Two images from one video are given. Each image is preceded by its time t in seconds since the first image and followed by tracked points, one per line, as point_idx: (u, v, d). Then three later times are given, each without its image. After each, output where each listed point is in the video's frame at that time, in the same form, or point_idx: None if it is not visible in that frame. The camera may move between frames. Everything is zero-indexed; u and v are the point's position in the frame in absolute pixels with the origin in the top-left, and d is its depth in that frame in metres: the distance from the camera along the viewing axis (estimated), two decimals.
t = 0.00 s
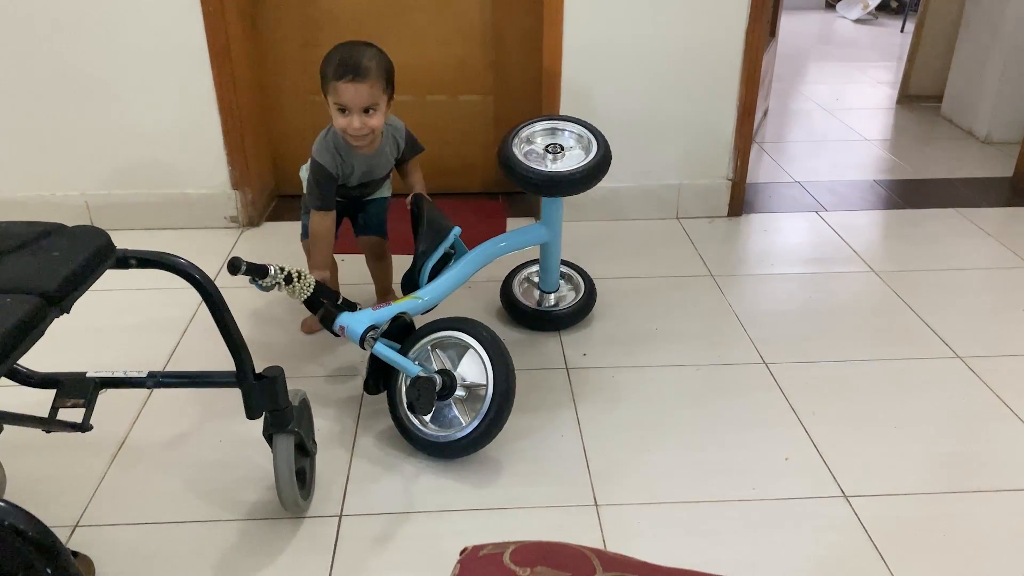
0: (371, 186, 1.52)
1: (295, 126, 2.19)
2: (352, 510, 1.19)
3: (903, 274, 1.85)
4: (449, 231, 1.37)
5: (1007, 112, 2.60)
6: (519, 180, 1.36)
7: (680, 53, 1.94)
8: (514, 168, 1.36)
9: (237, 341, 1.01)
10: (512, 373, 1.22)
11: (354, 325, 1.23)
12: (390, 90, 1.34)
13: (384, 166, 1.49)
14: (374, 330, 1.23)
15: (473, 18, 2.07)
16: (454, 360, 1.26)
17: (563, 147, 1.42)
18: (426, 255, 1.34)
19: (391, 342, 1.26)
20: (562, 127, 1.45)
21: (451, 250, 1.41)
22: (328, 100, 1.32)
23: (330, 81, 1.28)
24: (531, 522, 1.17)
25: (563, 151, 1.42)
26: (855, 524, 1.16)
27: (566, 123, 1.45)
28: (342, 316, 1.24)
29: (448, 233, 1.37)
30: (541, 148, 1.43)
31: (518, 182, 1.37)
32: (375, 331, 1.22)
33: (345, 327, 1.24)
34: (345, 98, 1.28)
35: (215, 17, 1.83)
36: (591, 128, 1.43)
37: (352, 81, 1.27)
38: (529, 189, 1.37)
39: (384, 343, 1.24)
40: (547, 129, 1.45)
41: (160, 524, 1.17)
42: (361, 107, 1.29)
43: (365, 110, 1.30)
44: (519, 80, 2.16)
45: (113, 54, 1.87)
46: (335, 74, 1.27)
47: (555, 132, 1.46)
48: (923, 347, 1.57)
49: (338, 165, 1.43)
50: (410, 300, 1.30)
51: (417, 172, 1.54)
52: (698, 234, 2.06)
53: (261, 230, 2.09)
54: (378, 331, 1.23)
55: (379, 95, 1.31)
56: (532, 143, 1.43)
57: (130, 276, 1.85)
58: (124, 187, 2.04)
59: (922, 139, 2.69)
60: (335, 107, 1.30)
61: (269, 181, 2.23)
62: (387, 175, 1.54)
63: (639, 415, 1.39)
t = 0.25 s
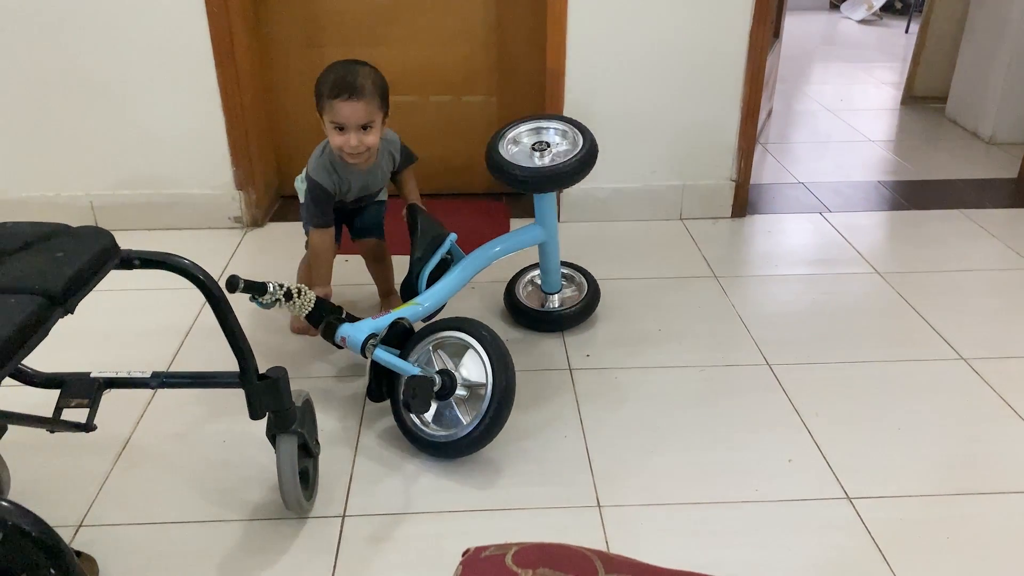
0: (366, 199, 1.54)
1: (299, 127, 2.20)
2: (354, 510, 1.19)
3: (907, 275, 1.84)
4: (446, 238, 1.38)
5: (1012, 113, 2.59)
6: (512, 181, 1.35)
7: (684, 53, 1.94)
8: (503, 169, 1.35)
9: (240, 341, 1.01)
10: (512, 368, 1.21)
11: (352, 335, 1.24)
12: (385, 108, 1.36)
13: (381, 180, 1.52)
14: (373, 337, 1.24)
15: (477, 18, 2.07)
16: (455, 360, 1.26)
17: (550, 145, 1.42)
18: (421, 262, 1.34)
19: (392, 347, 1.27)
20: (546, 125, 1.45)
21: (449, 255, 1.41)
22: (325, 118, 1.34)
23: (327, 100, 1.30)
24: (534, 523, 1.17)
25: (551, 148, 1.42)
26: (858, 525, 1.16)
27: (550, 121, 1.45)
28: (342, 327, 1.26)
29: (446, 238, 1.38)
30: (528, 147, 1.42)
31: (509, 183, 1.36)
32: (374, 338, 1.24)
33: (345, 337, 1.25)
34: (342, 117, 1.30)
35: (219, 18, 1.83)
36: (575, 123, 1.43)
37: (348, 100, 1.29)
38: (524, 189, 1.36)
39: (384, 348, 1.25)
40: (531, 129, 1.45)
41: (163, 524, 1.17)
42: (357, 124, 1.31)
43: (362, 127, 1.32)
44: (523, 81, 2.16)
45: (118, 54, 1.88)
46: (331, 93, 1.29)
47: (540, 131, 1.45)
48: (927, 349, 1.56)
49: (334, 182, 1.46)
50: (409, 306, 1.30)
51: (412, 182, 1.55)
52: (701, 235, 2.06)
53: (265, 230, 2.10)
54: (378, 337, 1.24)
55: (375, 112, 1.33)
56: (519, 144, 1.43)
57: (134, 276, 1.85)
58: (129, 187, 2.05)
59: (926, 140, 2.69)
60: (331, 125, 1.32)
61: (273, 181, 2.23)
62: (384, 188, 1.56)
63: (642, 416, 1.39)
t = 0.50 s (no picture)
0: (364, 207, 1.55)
1: (302, 128, 2.20)
2: (357, 510, 1.19)
3: (910, 276, 1.84)
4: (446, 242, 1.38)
5: (1015, 114, 2.58)
6: (507, 181, 1.34)
7: (686, 54, 1.94)
8: (498, 169, 1.35)
9: (243, 341, 1.01)
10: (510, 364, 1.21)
11: (354, 340, 1.27)
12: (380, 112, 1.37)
13: (379, 186, 1.52)
14: (373, 342, 1.26)
15: (480, 19, 2.07)
16: (454, 360, 1.26)
17: (544, 144, 1.42)
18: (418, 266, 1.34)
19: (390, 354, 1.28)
20: (539, 125, 1.45)
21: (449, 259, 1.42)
22: (321, 127, 1.34)
23: (323, 108, 1.30)
24: (537, 523, 1.16)
25: (546, 147, 1.41)
26: (861, 526, 1.16)
27: (543, 121, 1.45)
28: (343, 332, 1.28)
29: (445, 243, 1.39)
30: (523, 147, 1.42)
31: (505, 183, 1.35)
32: (374, 342, 1.26)
33: (347, 343, 1.27)
34: (340, 123, 1.30)
35: (222, 18, 1.83)
36: (568, 121, 1.43)
37: (345, 105, 1.30)
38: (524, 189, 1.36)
39: (384, 351, 1.27)
40: (525, 130, 1.45)
41: (166, 524, 1.17)
42: (356, 129, 1.31)
43: (360, 131, 1.33)
44: (525, 82, 2.16)
45: (121, 54, 1.88)
46: (327, 100, 1.30)
47: (534, 131, 1.45)
48: (930, 349, 1.56)
49: (332, 191, 1.45)
50: (411, 309, 1.31)
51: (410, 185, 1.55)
52: (704, 236, 2.06)
53: (267, 231, 2.10)
54: (377, 341, 1.26)
55: (371, 116, 1.33)
56: (514, 145, 1.43)
57: (137, 276, 1.86)
58: (132, 187, 2.05)
59: (929, 141, 2.68)
60: (329, 133, 1.32)
61: (276, 182, 2.24)
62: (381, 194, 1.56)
63: (645, 417, 1.39)
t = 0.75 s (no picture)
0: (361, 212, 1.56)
1: (304, 130, 2.21)
2: (358, 512, 1.19)
3: (912, 278, 1.84)
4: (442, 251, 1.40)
5: (1017, 117, 2.58)
6: (504, 186, 1.34)
7: (688, 56, 1.94)
8: (488, 173, 1.34)
9: (245, 343, 1.02)
10: (499, 360, 1.18)
11: (351, 349, 1.31)
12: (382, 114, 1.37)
13: (375, 191, 1.52)
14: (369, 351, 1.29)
15: (482, 21, 2.08)
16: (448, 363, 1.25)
17: (532, 146, 1.42)
18: (413, 273, 1.36)
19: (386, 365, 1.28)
20: (526, 128, 1.45)
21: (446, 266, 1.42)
22: (324, 128, 1.33)
23: (327, 108, 1.30)
24: (537, 525, 1.17)
25: (533, 149, 1.41)
26: (862, 529, 1.16)
27: (530, 124, 1.45)
28: (342, 342, 1.33)
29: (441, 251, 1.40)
30: (511, 151, 1.41)
31: (496, 187, 1.35)
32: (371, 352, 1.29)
33: (345, 352, 1.32)
34: (343, 124, 1.30)
35: (224, 19, 1.84)
36: (554, 122, 1.43)
37: (349, 105, 1.30)
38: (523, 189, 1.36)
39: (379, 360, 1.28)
40: (512, 134, 1.45)
41: (167, 525, 1.17)
42: (359, 129, 1.31)
43: (363, 133, 1.33)
44: (527, 84, 2.16)
45: (124, 56, 1.88)
46: (330, 100, 1.30)
47: (521, 134, 1.45)
48: (931, 352, 1.56)
49: (331, 194, 1.46)
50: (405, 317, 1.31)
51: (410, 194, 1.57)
52: (706, 238, 2.06)
53: (269, 232, 2.10)
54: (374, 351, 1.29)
55: (374, 118, 1.34)
56: (502, 149, 1.42)
57: (140, 278, 1.86)
58: (135, 189, 2.05)
59: (931, 143, 2.68)
60: (332, 134, 1.31)
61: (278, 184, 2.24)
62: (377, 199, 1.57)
63: (646, 419, 1.39)
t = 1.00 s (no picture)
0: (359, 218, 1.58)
1: (306, 131, 2.21)
2: (359, 513, 1.19)
3: (913, 281, 1.84)
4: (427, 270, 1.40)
5: (1018, 119, 2.58)
6: (479, 193, 1.24)
7: (689, 58, 1.94)
8: (461, 183, 1.24)
9: (246, 343, 1.02)
10: (447, 364, 1.12)
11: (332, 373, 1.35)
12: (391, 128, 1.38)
13: (376, 200, 1.53)
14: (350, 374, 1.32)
15: (483, 23, 2.08)
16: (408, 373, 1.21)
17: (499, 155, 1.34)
18: (392, 297, 1.37)
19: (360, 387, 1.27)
20: (489, 141, 1.37)
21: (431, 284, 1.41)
22: (334, 139, 1.33)
23: (339, 122, 1.30)
24: (538, 526, 1.16)
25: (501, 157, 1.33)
26: (862, 531, 1.16)
27: (493, 136, 1.38)
28: (326, 366, 1.37)
29: (426, 270, 1.40)
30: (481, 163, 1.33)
31: (473, 196, 1.24)
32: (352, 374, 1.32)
33: (328, 376, 1.36)
34: (354, 140, 1.31)
35: (226, 20, 1.84)
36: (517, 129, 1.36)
37: (363, 122, 1.30)
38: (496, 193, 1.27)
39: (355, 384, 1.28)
40: (478, 149, 1.36)
41: (168, 526, 1.17)
42: (370, 145, 1.32)
43: (374, 148, 1.33)
44: (528, 86, 2.16)
45: (126, 57, 1.89)
46: (343, 115, 1.30)
47: (487, 148, 1.37)
48: (932, 354, 1.56)
49: (331, 198, 1.47)
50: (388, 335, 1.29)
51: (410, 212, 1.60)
52: (706, 240, 2.06)
53: (270, 233, 2.10)
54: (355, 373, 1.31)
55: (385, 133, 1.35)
56: (471, 165, 1.33)
57: (141, 278, 1.86)
58: (136, 190, 2.06)
59: (932, 145, 2.68)
60: (344, 147, 1.32)
61: (279, 185, 2.24)
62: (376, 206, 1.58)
63: (646, 421, 1.39)
